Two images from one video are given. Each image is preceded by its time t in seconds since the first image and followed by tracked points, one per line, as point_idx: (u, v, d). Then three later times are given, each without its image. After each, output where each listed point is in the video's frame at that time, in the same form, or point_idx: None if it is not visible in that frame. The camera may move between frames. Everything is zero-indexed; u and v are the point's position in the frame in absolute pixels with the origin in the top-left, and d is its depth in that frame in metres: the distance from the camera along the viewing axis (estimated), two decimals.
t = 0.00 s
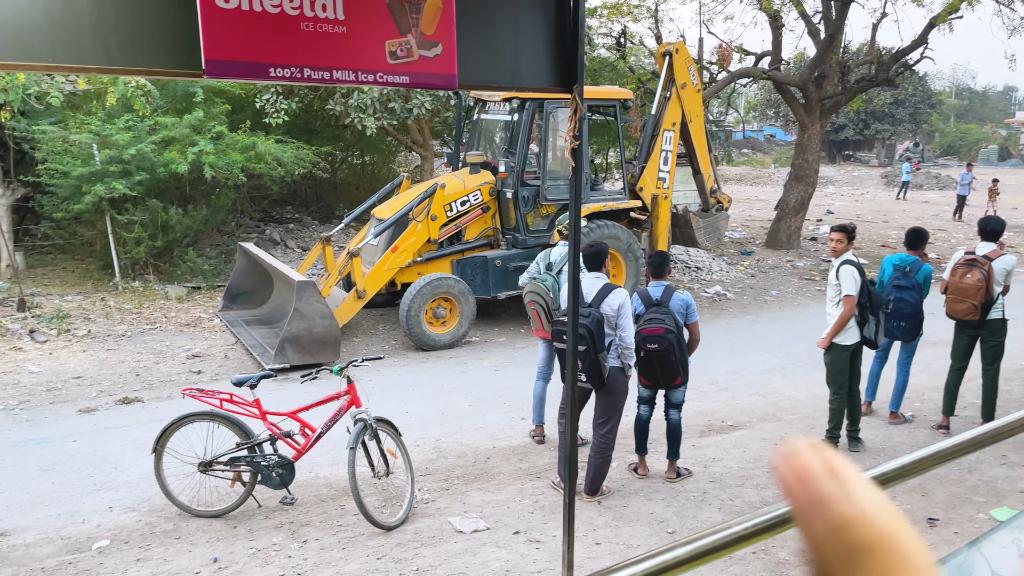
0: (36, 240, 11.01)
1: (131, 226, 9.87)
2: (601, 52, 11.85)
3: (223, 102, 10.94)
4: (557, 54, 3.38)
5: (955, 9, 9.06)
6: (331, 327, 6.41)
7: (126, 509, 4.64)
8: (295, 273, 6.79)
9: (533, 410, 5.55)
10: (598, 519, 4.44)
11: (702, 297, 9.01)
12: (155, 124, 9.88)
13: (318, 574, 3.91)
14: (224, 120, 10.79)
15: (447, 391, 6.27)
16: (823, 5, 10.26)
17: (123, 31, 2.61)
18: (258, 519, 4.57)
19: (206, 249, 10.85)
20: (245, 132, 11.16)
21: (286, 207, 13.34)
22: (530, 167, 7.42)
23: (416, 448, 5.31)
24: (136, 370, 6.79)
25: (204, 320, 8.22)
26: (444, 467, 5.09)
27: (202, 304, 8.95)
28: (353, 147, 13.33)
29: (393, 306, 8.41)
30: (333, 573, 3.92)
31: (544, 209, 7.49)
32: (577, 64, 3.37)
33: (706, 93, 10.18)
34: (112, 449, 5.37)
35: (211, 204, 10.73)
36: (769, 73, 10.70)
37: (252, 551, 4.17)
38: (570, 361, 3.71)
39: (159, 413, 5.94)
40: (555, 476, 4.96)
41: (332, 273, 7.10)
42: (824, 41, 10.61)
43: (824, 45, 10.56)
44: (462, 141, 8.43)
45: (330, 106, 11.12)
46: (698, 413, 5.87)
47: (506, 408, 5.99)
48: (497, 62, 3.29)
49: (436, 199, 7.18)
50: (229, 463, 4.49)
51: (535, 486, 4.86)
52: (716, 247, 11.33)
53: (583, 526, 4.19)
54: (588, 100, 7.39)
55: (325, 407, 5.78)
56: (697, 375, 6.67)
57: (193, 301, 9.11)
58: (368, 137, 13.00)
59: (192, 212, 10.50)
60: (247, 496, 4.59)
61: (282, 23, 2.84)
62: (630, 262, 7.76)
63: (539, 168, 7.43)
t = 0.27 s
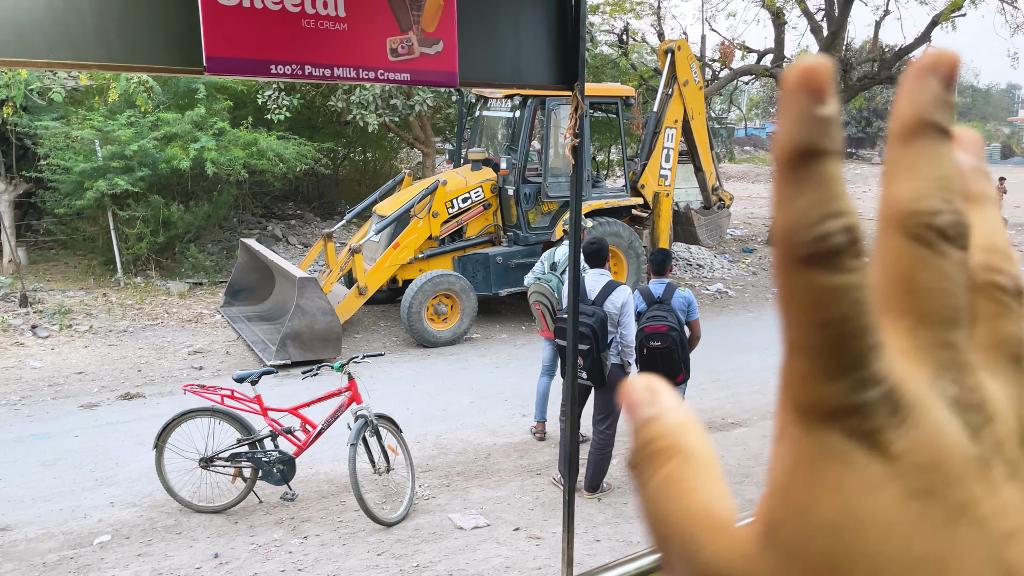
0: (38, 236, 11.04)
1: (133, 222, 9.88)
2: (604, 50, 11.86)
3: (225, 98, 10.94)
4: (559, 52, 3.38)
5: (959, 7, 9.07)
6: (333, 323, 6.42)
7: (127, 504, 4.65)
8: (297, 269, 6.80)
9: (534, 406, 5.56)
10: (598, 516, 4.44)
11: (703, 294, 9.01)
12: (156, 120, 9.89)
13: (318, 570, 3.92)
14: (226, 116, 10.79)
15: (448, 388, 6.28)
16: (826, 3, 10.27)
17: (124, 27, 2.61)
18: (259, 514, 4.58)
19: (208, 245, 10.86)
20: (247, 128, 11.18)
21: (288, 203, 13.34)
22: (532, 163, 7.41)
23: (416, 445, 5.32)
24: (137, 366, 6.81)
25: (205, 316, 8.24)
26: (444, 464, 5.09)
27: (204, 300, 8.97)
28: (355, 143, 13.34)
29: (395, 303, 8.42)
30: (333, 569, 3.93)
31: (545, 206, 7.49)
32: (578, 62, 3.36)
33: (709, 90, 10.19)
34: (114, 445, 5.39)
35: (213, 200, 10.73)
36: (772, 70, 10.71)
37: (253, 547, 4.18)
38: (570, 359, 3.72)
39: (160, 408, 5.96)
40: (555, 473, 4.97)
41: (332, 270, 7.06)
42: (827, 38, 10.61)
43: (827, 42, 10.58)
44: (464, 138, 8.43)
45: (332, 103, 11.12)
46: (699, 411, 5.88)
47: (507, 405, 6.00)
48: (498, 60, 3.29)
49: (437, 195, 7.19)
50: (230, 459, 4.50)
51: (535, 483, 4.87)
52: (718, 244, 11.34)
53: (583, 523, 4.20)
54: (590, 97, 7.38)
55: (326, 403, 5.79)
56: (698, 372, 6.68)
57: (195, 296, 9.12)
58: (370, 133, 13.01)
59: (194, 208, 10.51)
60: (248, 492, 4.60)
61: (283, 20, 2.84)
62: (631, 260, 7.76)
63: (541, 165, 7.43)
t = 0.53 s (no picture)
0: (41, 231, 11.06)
1: (136, 218, 9.88)
2: (608, 47, 11.88)
3: (228, 94, 10.95)
4: (564, 49, 3.37)
5: (963, 5, 9.08)
6: (336, 320, 6.43)
7: (131, 500, 4.66)
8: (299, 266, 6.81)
9: (537, 404, 5.55)
10: (602, 514, 4.43)
11: (706, 292, 9.01)
12: (160, 116, 9.89)
13: (321, 567, 3.92)
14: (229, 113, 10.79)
15: (450, 385, 6.28)
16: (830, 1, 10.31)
17: (129, 23, 2.60)
18: (262, 511, 4.58)
19: (211, 241, 10.87)
20: (250, 124, 11.18)
21: (291, 200, 13.34)
22: (536, 161, 7.41)
23: (419, 442, 5.32)
24: (141, 362, 6.82)
25: (208, 312, 8.24)
26: (447, 461, 5.09)
27: (207, 296, 8.97)
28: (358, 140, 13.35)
29: (398, 300, 8.43)
30: (337, 566, 3.93)
31: (548, 204, 7.50)
32: (583, 59, 3.36)
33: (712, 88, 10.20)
34: (117, 441, 5.39)
35: (215, 197, 10.73)
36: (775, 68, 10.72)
37: (256, 544, 4.18)
38: (575, 359, 3.68)
39: (163, 405, 5.96)
40: (558, 471, 4.97)
41: (336, 267, 6.97)
42: (831, 36, 10.62)
43: (831, 40, 10.60)
44: (467, 135, 8.43)
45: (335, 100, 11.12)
46: (702, 409, 5.87)
47: (509, 402, 6.00)
48: (503, 57, 3.28)
49: (441, 193, 7.18)
50: (233, 456, 4.50)
51: (538, 481, 4.87)
52: (722, 243, 11.36)
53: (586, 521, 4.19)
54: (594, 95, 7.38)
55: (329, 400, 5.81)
56: (701, 370, 6.67)
57: (198, 293, 9.13)
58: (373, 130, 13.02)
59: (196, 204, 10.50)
60: (251, 488, 4.64)
61: (289, 16, 2.83)
62: (635, 258, 7.78)
63: (544, 162, 7.42)
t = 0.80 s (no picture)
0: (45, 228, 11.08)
1: (139, 215, 9.89)
2: (611, 46, 11.88)
3: (231, 92, 10.96)
4: (567, 47, 3.36)
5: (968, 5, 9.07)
6: (338, 318, 6.44)
7: (133, 497, 4.67)
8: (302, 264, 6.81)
9: (540, 402, 5.55)
10: (603, 513, 4.42)
11: (709, 291, 9.01)
12: (163, 114, 9.90)
13: (323, 564, 3.93)
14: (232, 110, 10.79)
15: (452, 383, 6.29)
16: None
17: (132, 19, 2.60)
18: (264, 508, 4.59)
19: (213, 238, 10.88)
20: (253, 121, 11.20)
21: (293, 198, 13.35)
22: (539, 159, 7.40)
23: (421, 440, 5.33)
24: (143, 359, 6.83)
25: (211, 309, 8.25)
26: (449, 459, 5.09)
27: (209, 293, 8.99)
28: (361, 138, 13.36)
29: (400, 298, 8.43)
30: (338, 564, 3.93)
31: (551, 202, 7.49)
32: (587, 57, 3.35)
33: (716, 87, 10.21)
34: (120, 437, 5.40)
35: (218, 194, 10.74)
36: (779, 67, 10.72)
37: (258, 541, 4.19)
38: (576, 356, 3.67)
39: (166, 401, 5.98)
40: (560, 469, 4.97)
41: (338, 264, 6.98)
42: (835, 35, 10.61)
43: (835, 39, 10.59)
44: (470, 133, 8.43)
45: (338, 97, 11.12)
46: (704, 408, 5.86)
47: (511, 400, 6.01)
48: (507, 54, 3.28)
49: (444, 190, 7.18)
50: (235, 453, 4.51)
51: (540, 479, 4.87)
52: (724, 242, 11.35)
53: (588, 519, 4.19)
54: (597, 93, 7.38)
55: (331, 398, 5.82)
56: (703, 369, 6.66)
57: (200, 290, 9.14)
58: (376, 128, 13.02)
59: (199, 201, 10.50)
60: (254, 485, 4.64)
61: (293, 13, 2.83)
62: (637, 257, 7.80)
63: (547, 160, 7.42)
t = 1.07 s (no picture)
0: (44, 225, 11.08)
1: (138, 213, 9.89)
2: (612, 45, 11.88)
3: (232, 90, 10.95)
4: (567, 46, 3.35)
5: (969, 6, 9.08)
6: (337, 316, 6.43)
7: (131, 495, 4.66)
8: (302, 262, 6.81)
9: (539, 402, 5.55)
10: (602, 513, 4.41)
11: (709, 291, 9.00)
12: (163, 111, 9.89)
13: (321, 564, 3.92)
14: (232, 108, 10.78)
15: (452, 382, 6.27)
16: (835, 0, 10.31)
17: (132, 16, 2.59)
18: (262, 507, 4.58)
19: (213, 237, 10.87)
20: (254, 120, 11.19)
21: (293, 196, 13.34)
22: (539, 158, 7.39)
23: (420, 439, 5.32)
24: (142, 357, 6.82)
25: (210, 307, 8.25)
26: (448, 458, 5.08)
27: (209, 292, 8.98)
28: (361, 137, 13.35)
29: (399, 297, 8.42)
30: (336, 563, 3.93)
31: (551, 201, 7.48)
32: (587, 56, 3.34)
33: (716, 87, 10.20)
34: (118, 435, 5.40)
35: (218, 192, 10.73)
36: (780, 67, 10.72)
37: (256, 539, 4.18)
38: (575, 354, 3.64)
39: (165, 399, 5.97)
40: (559, 469, 4.96)
41: (338, 263, 6.99)
42: (836, 36, 10.62)
43: (836, 39, 10.59)
44: (470, 132, 8.42)
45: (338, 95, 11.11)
46: (703, 408, 5.85)
47: (510, 400, 6.00)
48: (506, 53, 3.27)
49: (443, 189, 7.17)
50: (233, 451, 4.50)
51: (539, 479, 4.86)
52: (724, 242, 11.33)
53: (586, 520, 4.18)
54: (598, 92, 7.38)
55: (330, 397, 5.82)
56: (703, 369, 6.66)
57: (200, 288, 9.13)
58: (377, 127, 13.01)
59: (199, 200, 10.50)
60: (252, 483, 4.63)
61: (292, 11, 2.82)
62: (637, 256, 7.81)
63: (548, 160, 7.41)
